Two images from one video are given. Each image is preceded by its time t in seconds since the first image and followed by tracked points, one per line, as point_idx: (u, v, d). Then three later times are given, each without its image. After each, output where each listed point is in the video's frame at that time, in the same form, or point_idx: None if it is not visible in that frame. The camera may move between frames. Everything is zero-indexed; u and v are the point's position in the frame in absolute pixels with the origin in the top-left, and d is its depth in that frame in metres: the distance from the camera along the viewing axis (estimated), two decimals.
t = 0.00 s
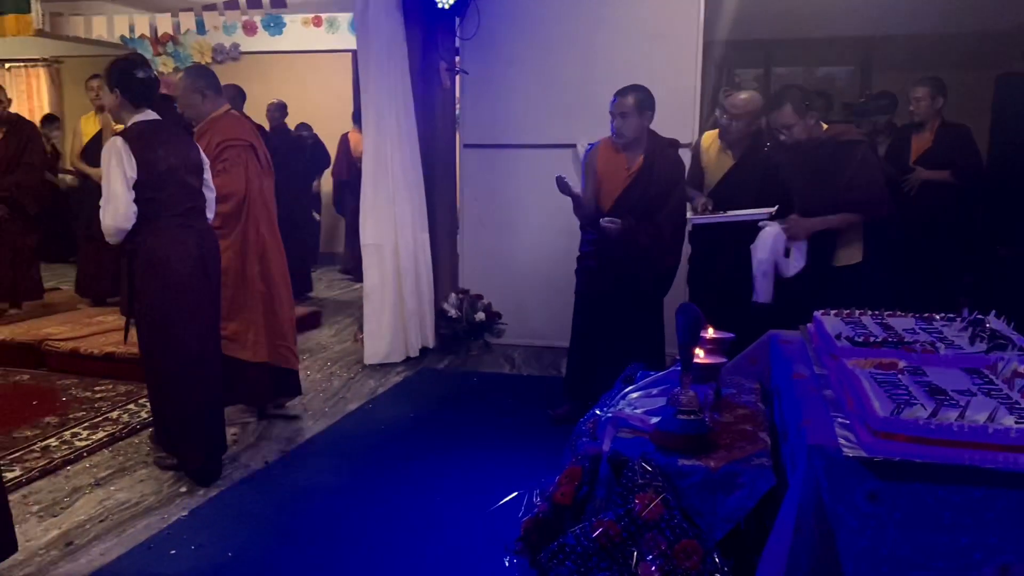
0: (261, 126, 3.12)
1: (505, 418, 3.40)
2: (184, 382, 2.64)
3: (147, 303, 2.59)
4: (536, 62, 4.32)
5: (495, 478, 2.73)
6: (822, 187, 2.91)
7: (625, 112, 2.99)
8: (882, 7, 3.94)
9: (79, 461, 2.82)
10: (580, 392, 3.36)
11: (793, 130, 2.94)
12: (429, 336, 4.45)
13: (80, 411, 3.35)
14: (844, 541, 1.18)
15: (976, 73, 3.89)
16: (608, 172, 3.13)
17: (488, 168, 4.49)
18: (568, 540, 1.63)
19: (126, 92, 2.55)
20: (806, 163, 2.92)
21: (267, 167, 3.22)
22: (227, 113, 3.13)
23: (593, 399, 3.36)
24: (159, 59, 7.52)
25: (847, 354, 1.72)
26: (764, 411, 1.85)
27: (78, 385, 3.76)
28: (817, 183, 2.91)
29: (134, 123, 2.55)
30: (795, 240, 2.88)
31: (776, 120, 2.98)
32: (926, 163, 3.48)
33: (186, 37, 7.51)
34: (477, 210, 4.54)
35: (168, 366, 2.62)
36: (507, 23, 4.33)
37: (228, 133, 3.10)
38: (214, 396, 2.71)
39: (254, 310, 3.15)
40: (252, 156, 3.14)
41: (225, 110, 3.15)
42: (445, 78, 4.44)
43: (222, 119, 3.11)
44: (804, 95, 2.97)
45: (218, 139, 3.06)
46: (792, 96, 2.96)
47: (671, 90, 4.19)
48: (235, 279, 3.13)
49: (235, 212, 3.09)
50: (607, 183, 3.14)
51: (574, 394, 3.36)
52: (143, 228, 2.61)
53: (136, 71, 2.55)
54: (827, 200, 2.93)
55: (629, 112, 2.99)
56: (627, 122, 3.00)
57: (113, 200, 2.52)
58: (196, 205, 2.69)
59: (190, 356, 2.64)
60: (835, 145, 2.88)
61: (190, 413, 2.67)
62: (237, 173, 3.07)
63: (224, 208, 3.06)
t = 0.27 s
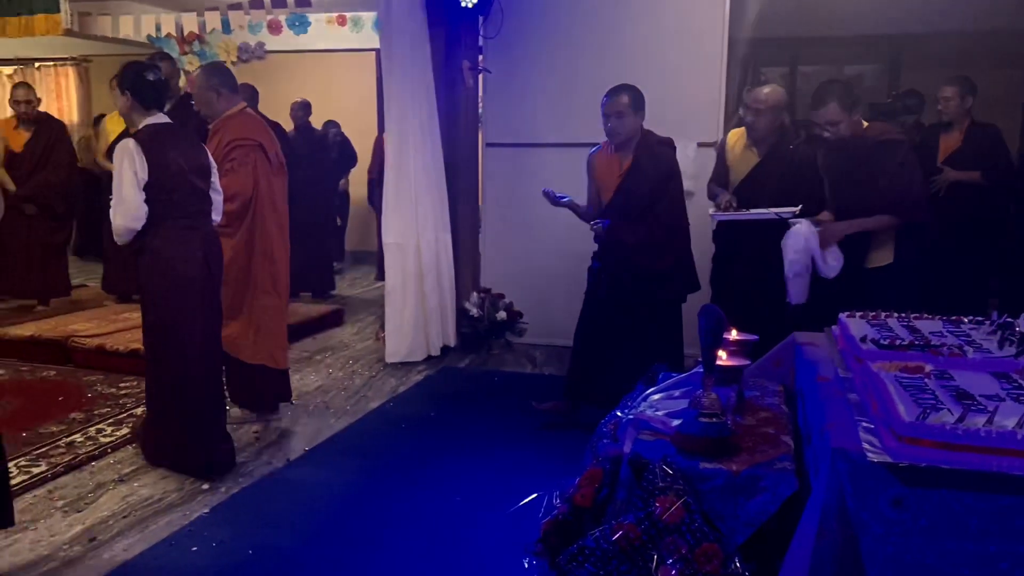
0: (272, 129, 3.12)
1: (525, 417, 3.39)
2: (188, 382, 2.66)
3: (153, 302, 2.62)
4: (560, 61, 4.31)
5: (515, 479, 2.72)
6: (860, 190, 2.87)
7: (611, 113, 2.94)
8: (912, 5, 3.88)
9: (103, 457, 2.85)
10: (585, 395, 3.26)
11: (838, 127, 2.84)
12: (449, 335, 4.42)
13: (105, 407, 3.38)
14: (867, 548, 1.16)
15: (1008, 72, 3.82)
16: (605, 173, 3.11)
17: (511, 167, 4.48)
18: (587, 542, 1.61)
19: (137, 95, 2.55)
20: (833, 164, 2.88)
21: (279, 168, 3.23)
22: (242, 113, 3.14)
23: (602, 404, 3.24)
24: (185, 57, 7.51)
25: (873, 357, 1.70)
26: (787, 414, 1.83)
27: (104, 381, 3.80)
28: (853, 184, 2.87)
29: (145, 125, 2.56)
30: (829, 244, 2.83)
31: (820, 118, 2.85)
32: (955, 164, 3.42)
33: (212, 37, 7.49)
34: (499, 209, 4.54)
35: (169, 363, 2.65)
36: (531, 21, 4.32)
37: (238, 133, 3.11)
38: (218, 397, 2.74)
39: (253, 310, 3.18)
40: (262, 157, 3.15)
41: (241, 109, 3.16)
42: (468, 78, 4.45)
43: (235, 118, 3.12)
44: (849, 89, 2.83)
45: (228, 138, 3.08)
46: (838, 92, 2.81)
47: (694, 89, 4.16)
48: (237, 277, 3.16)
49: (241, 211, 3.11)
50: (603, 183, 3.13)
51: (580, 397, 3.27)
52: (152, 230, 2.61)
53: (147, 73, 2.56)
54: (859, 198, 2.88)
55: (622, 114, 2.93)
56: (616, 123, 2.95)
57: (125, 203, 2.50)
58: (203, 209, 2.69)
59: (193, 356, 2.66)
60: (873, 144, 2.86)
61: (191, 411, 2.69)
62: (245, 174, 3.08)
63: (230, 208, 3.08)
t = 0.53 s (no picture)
0: (293, 129, 3.15)
1: (547, 419, 3.37)
2: (184, 379, 2.70)
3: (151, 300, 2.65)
4: (584, 61, 4.29)
5: (536, 481, 2.71)
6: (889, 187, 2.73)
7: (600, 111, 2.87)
8: (942, 5, 3.82)
9: (128, 454, 2.87)
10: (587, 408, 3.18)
11: (874, 124, 2.76)
12: (472, 335, 4.43)
13: (130, 404, 3.42)
14: (894, 556, 1.14)
15: None
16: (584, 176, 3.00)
17: (535, 167, 4.47)
18: (608, 546, 1.58)
19: (150, 91, 2.61)
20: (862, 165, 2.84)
21: (298, 169, 3.25)
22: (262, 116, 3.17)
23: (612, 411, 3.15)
24: (212, 57, 7.62)
25: (901, 362, 1.67)
26: (813, 419, 1.80)
27: (130, 378, 3.84)
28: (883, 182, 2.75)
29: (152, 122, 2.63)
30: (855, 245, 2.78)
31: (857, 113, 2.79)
32: (985, 165, 3.37)
33: (239, 36, 7.54)
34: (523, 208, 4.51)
35: (171, 363, 2.67)
36: (556, 21, 4.30)
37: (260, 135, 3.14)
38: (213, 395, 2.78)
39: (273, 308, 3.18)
40: (282, 158, 3.17)
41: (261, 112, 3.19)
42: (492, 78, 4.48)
43: (255, 121, 3.15)
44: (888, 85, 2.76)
45: (249, 139, 3.10)
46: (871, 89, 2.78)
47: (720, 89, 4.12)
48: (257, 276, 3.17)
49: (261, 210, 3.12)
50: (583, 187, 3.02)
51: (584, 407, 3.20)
52: (154, 226, 2.66)
53: (161, 72, 2.62)
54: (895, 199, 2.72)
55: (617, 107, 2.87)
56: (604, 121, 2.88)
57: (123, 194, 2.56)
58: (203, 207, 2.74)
59: (195, 355, 2.71)
60: (911, 141, 2.67)
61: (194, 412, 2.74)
62: (266, 173, 3.10)
63: (251, 206, 3.09)
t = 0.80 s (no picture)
0: (311, 121, 3.12)
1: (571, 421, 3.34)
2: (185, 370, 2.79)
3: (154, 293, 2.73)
4: (610, 60, 4.26)
5: (559, 483, 2.69)
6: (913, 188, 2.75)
7: (613, 104, 2.77)
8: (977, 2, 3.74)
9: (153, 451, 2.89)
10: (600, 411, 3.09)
11: (891, 122, 2.78)
12: (496, 335, 4.40)
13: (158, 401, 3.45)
14: (928, 566, 1.11)
15: None
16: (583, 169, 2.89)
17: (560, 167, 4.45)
18: (634, 550, 1.59)
19: (157, 89, 2.70)
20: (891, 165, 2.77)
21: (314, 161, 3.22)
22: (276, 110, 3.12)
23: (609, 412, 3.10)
24: (240, 56, 7.71)
25: (933, 367, 1.63)
26: (842, 424, 1.77)
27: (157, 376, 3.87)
28: (902, 184, 2.75)
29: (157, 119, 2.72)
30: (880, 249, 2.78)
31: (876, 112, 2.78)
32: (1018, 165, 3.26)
33: (267, 36, 7.71)
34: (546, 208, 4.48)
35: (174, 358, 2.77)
36: (583, 20, 4.28)
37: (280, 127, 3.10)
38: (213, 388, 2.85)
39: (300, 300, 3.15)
40: (300, 150, 3.13)
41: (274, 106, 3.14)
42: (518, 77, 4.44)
43: (271, 114, 3.10)
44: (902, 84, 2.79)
45: (268, 133, 3.05)
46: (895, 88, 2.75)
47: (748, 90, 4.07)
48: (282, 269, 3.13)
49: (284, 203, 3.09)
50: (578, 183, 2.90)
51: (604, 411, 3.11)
52: (158, 221, 2.74)
53: (168, 71, 2.71)
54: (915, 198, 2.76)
55: (628, 99, 2.77)
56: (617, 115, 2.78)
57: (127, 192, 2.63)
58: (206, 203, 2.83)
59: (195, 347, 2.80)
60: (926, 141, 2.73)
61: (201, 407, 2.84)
62: (287, 166, 3.06)
63: (276, 198, 3.04)
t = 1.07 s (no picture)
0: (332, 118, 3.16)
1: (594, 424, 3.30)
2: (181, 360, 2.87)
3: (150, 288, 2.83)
4: (638, 60, 4.21)
5: (583, 487, 2.66)
6: (936, 194, 2.65)
7: (636, 103, 2.61)
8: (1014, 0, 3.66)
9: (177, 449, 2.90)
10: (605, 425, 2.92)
11: (908, 124, 2.67)
12: (520, 336, 4.37)
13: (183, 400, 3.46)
14: None
15: None
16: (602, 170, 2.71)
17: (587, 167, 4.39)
18: (660, 558, 1.53)
19: (157, 90, 2.78)
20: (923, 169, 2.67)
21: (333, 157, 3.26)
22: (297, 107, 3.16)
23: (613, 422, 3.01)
24: (268, 57, 7.85)
25: (970, 374, 1.58)
26: (875, 432, 1.73)
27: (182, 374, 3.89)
28: (921, 185, 2.67)
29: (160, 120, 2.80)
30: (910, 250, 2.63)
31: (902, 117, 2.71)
32: None
33: (295, 37, 7.84)
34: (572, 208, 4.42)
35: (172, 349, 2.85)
36: (611, 20, 4.23)
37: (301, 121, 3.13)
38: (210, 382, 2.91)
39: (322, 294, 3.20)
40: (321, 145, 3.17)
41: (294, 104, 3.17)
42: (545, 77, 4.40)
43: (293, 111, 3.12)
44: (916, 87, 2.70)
45: (291, 130, 3.07)
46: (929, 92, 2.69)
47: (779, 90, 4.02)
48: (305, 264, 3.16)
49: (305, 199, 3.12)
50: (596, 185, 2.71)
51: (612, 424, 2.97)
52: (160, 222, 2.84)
53: (166, 73, 2.79)
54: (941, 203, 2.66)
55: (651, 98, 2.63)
56: (639, 114, 2.63)
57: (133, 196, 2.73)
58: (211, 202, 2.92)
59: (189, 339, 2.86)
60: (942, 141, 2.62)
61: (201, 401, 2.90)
62: (311, 161, 3.10)
63: (300, 191, 3.08)
